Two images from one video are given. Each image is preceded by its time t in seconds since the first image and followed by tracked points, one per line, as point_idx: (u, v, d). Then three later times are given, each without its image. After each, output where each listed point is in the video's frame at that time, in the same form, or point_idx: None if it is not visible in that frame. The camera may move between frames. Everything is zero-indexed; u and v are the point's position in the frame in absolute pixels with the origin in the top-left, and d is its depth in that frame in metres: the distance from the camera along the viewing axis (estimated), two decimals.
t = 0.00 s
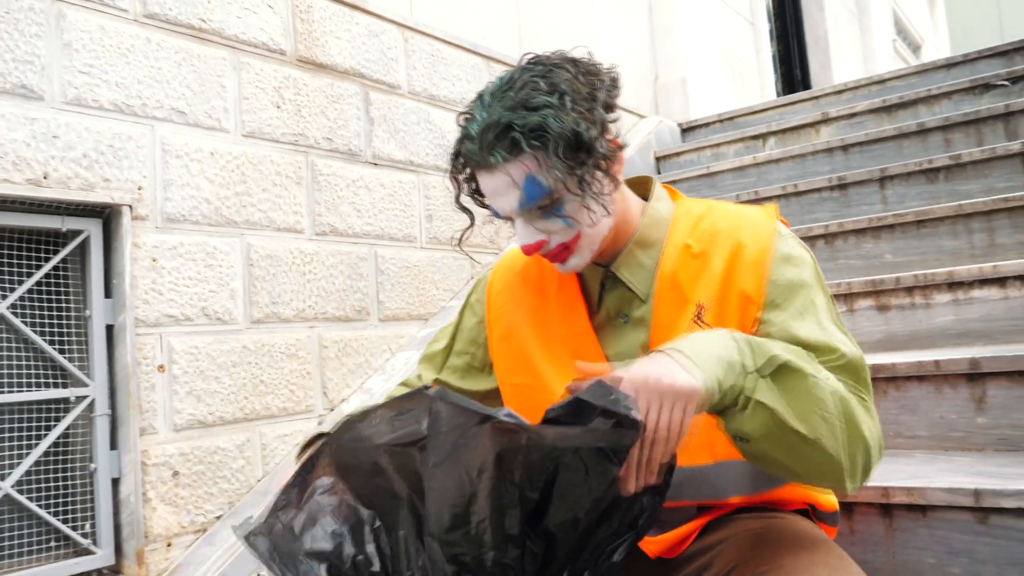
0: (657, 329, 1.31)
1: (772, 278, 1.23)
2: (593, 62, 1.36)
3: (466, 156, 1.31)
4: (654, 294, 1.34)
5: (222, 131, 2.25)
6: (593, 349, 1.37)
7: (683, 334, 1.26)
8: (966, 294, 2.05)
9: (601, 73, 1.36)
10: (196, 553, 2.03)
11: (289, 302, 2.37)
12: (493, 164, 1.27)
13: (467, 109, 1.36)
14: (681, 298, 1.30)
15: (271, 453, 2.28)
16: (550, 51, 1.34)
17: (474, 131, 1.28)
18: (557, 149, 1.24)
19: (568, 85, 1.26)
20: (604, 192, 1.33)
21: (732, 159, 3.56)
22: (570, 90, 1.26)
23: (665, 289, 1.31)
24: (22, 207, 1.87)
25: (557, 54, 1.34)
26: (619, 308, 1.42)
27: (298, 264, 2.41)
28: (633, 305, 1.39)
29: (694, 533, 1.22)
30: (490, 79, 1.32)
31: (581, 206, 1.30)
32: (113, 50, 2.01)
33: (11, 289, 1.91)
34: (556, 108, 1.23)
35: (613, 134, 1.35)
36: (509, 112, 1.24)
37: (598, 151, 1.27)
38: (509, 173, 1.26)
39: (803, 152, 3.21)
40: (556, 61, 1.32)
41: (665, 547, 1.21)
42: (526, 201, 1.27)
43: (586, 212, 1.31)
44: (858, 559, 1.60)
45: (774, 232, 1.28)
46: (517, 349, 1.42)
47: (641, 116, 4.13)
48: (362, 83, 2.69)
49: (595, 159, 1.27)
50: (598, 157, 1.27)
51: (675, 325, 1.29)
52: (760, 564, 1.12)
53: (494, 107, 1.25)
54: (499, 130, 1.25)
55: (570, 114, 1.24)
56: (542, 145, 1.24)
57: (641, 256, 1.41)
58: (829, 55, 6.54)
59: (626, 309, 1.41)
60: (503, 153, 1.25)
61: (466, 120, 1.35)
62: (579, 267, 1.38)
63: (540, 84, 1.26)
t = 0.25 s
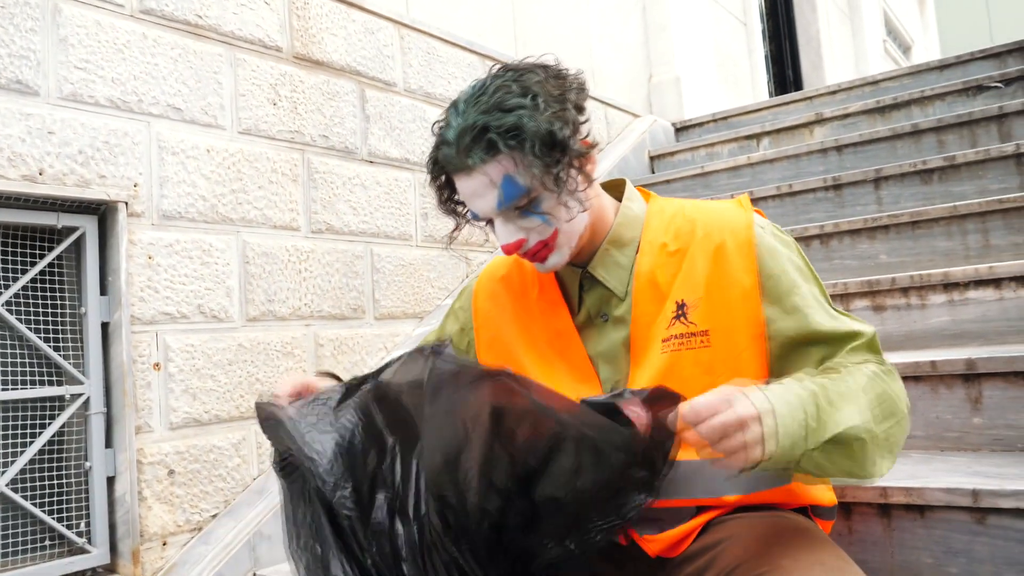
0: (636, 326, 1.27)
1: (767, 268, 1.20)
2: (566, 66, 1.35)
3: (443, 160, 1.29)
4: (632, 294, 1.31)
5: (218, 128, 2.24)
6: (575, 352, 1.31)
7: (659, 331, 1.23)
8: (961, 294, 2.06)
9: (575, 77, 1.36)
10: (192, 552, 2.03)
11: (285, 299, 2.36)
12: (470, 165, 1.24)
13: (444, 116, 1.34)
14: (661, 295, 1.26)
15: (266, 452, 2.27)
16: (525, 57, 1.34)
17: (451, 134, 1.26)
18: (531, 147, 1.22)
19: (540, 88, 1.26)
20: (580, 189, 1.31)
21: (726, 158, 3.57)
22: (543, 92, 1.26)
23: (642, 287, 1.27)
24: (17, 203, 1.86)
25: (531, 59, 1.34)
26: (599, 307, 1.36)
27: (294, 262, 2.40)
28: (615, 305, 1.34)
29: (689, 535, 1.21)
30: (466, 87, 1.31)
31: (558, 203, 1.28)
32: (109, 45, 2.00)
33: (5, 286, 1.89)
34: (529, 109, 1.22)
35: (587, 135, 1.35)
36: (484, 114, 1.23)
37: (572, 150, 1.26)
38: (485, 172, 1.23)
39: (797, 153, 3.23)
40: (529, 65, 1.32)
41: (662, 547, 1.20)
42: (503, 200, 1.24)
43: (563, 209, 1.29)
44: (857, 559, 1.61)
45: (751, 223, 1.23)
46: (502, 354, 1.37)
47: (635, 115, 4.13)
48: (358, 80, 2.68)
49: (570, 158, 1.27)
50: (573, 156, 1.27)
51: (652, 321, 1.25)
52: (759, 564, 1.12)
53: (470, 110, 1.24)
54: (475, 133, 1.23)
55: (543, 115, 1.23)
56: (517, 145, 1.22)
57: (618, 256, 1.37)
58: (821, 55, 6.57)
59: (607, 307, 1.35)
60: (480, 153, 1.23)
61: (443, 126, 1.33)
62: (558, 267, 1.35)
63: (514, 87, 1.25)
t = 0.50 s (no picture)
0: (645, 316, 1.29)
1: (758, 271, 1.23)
2: (570, 63, 1.34)
3: (456, 163, 1.29)
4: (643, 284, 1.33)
5: (217, 124, 2.23)
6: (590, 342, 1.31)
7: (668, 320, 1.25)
8: (959, 294, 2.08)
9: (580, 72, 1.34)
10: (190, 549, 2.03)
11: (283, 296, 2.36)
12: (484, 167, 1.24)
13: (452, 118, 1.33)
14: (669, 284, 1.27)
15: (264, 449, 2.26)
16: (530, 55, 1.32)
17: (463, 137, 1.26)
18: (545, 148, 1.22)
19: (549, 88, 1.24)
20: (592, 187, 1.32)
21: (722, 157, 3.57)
22: (553, 92, 1.24)
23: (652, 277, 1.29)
24: (15, 198, 1.85)
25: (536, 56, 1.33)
26: (613, 302, 1.38)
27: (292, 259, 2.39)
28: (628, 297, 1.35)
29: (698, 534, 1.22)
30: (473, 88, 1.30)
31: (572, 202, 1.28)
32: (107, 40, 1.99)
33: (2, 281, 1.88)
34: (541, 110, 1.21)
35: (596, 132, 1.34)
36: (496, 116, 1.22)
37: (585, 149, 1.26)
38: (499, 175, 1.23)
39: (794, 152, 3.24)
40: (536, 63, 1.30)
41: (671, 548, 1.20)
42: (517, 201, 1.25)
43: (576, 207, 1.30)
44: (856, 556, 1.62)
45: (756, 215, 1.26)
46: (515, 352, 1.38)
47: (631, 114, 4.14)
48: (356, 77, 2.67)
49: (583, 157, 1.26)
50: (585, 155, 1.26)
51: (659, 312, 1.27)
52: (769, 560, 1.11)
53: (481, 113, 1.23)
54: (487, 135, 1.23)
55: (555, 115, 1.22)
56: (531, 146, 1.22)
57: (629, 249, 1.38)
58: (814, 55, 6.60)
59: (621, 301, 1.37)
60: (494, 155, 1.23)
61: (452, 128, 1.33)
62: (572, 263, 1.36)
63: (524, 87, 1.24)
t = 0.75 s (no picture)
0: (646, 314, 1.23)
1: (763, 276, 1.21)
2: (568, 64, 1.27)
3: (460, 174, 1.24)
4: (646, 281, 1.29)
5: (218, 118, 2.22)
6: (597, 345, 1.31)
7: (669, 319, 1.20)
8: (958, 293, 2.09)
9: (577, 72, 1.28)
10: (190, 544, 2.03)
11: (284, 291, 2.35)
12: (487, 179, 1.19)
13: (455, 125, 1.28)
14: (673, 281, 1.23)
15: (264, 444, 2.26)
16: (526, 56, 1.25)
17: (465, 149, 1.21)
18: (545, 159, 1.15)
19: (548, 93, 1.18)
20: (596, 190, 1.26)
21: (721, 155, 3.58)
22: (552, 98, 1.17)
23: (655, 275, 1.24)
24: (17, 191, 1.84)
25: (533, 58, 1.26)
26: (618, 299, 1.39)
27: (293, 254, 2.38)
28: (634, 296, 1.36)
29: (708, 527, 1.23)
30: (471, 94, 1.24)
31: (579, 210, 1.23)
32: (109, 33, 1.98)
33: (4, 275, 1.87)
34: (539, 118, 1.15)
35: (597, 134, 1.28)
36: (496, 127, 1.16)
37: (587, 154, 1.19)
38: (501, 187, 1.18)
39: (792, 150, 3.25)
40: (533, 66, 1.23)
41: (679, 541, 1.22)
42: (522, 211, 1.20)
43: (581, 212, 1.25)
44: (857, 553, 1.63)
45: (760, 215, 1.26)
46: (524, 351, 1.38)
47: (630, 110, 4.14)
48: (357, 72, 2.67)
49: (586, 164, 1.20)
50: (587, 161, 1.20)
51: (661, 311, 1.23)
52: (783, 557, 1.12)
53: (481, 124, 1.17)
54: (489, 146, 1.17)
55: (555, 123, 1.15)
56: (533, 157, 1.16)
57: (635, 247, 1.38)
58: (811, 54, 6.62)
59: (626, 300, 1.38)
60: (496, 167, 1.17)
61: (454, 137, 1.27)
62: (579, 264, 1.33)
63: (522, 95, 1.17)
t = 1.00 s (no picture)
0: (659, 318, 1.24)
1: (782, 268, 1.23)
2: (558, 76, 1.22)
3: (455, 192, 1.19)
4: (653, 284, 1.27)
5: (215, 114, 2.21)
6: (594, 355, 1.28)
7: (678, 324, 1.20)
8: (950, 294, 2.11)
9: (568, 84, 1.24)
10: (185, 541, 2.02)
11: (279, 288, 2.35)
12: (484, 199, 1.14)
13: (446, 142, 1.23)
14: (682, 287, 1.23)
15: (258, 441, 2.26)
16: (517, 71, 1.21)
17: (459, 167, 1.15)
18: (545, 176, 1.11)
19: (544, 110, 1.13)
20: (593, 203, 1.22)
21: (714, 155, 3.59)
22: (547, 115, 1.13)
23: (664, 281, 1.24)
24: (12, 185, 1.82)
25: (523, 72, 1.21)
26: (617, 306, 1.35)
27: (288, 250, 2.38)
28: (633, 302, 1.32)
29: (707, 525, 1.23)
30: (462, 111, 1.19)
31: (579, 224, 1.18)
32: (106, 27, 1.97)
33: None
34: (537, 136, 1.10)
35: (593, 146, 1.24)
36: (493, 145, 1.11)
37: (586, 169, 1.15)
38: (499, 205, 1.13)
39: (786, 151, 3.26)
40: (524, 80, 1.19)
41: (678, 538, 1.23)
42: (521, 227, 1.15)
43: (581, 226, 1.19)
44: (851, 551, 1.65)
45: (764, 217, 1.26)
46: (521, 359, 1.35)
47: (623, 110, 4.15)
48: (354, 69, 2.66)
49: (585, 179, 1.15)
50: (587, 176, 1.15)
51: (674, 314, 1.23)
52: (782, 556, 1.13)
53: (476, 143, 1.12)
54: (485, 165, 1.12)
55: (553, 141, 1.11)
56: (532, 174, 1.11)
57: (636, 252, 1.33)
58: (802, 55, 6.67)
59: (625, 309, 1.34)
60: (493, 186, 1.12)
61: (446, 153, 1.22)
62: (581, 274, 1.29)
63: (516, 112, 1.13)
